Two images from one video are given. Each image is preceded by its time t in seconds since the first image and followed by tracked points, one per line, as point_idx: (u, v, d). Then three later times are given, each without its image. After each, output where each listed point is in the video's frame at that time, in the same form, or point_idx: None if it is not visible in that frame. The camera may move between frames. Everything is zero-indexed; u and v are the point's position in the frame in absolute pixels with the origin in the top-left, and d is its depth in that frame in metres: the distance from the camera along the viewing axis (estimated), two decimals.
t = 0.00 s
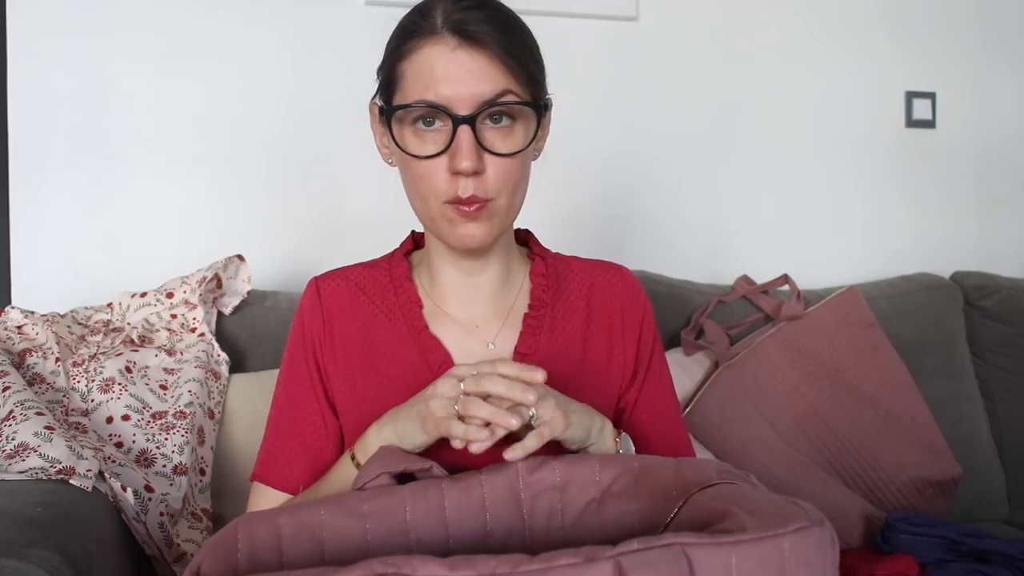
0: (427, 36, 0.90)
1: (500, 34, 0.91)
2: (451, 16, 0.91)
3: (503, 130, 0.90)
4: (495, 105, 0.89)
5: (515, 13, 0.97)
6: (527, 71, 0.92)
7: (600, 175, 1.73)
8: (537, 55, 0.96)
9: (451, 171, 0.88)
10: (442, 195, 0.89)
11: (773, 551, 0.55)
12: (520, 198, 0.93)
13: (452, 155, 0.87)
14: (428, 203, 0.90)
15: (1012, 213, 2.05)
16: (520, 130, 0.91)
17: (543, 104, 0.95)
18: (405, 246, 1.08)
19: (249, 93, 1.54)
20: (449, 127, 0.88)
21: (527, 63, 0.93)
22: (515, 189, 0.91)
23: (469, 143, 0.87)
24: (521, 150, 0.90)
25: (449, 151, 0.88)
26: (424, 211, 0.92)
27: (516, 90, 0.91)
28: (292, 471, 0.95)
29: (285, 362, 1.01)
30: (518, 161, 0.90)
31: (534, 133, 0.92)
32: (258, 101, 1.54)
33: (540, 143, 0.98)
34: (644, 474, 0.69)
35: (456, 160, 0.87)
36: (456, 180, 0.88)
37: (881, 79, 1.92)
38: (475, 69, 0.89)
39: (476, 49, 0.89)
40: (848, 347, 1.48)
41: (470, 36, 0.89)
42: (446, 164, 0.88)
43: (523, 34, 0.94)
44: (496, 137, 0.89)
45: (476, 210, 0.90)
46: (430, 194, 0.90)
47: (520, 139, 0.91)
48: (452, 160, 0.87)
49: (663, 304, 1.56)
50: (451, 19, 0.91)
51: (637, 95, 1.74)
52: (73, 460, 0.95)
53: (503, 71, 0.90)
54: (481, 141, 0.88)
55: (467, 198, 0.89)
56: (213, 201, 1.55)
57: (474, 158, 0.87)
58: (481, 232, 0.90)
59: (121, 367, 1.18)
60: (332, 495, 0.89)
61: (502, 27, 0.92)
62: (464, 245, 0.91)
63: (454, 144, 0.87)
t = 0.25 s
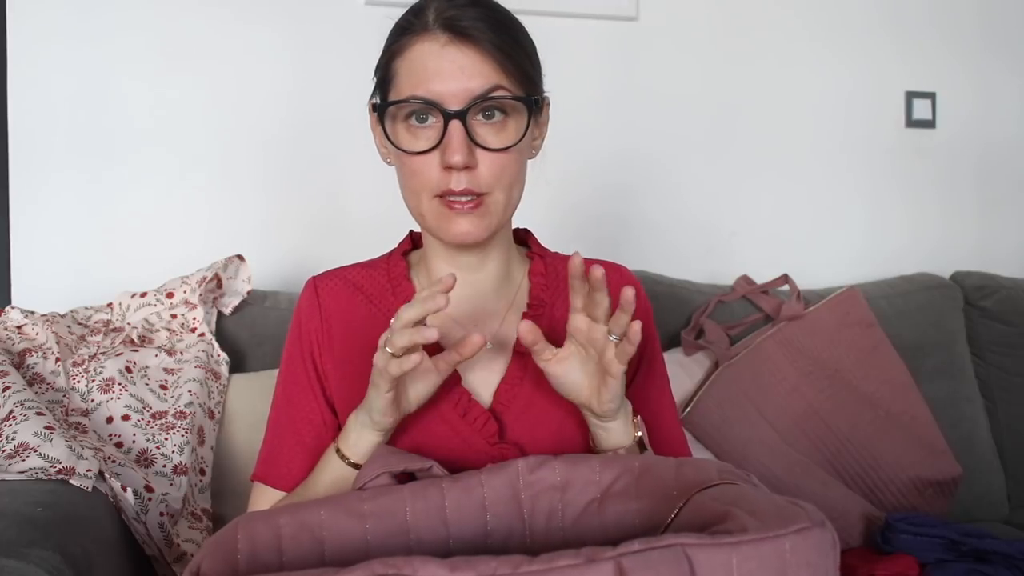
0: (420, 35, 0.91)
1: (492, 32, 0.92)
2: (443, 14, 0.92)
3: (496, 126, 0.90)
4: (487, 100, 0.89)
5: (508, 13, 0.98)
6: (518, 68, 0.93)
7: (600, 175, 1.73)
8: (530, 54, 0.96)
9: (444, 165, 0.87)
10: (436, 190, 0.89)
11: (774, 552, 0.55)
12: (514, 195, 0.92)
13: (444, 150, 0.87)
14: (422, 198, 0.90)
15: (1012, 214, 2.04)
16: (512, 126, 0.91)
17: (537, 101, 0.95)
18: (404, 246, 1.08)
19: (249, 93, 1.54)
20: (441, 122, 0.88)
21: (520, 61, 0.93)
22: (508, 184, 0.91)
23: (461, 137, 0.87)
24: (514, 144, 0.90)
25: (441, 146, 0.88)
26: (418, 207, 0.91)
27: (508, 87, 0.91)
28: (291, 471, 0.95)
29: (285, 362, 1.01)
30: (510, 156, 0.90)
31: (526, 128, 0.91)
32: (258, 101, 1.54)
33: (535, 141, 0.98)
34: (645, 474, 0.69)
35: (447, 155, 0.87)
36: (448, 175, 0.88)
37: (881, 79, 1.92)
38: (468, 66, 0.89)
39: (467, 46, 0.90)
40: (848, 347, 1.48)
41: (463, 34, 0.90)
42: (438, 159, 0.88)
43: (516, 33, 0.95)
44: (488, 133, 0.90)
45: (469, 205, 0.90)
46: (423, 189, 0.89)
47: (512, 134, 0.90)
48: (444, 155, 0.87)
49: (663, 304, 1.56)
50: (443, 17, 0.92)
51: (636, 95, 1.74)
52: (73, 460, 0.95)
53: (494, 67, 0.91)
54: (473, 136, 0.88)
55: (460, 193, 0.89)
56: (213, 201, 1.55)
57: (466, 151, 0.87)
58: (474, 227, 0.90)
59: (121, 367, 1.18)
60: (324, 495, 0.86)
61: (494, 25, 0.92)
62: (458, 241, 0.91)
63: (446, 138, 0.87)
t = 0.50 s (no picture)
0: (417, 35, 0.92)
1: (489, 31, 0.92)
2: (440, 15, 0.93)
3: (494, 126, 0.90)
4: (484, 100, 0.89)
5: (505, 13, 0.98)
6: (515, 67, 0.93)
7: (600, 175, 1.73)
8: (527, 53, 0.97)
9: (442, 165, 0.87)
10: (435, 191, 0.89)
11: (774, 552, 0.55)
12: (513, 194, 0.92)
13: (443, 150, 0.87)
14: (421, 199, 0.90)
15: (1012, 214, 2.04)
16: (510, 125, 0.91)
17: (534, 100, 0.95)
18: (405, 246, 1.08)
19: (249, 93, 1.54)
20: (439, 122, 0.88)
21: (517, 61, 0.94)
22: (507, 183, 0.91)
23: (460, 137, 0.87)
24: (513, 143, 0.90)
25: (440, 146, 0.87)
26: (418, 208, 0.91)
27: (505, 86, 0.91)
28: (291, 471, 0.95)
29: (285, 363, 1.01)
30: (509, 155, 0.90)
31: (524, 127, 0.91)
32: (258, 100, 1.54)
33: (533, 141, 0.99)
34: (645, 474, 0.69)
35: (446, 154, 0.87)
36: (447, 175, 0.88)
37: (881, 79, 1.92)
38: (465, 65, 0.89)
39: (464, 46, 0.90)
40: (848, 347, 1.48)
41: (459, 34, 0.91)
42: (437, 159, 0.87)
43: (513, 33, 0.95)
44: (486, 132, 0.89)
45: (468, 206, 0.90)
46: (422, 190, 0.89)
47: (511, 133, 0.90)
48: (443, 155, 0.87)
49: (663, 304, 1.56)
50: (439, 18, 0.92)
51: (636, 95, 1.74)
52: (73, 461, 0.95)
53: (491, 67, 0.91)
54: (471, 136, 0.88)
55: (459, 193, 0.89)
56: (213, 201, 1.55)
57: (464, 151, 0.87)
58: (473, 228, 0.90)
59: (121, 367, 1.18)
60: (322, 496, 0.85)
61: (490, 25, 0.93)
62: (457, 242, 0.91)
63: (444, 137, 0.87)
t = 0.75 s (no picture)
0: (420, 33, 0.92)
1: (491, 29, 0.92)
2: (442, 13, 0.93)
3: (497, 123, 0.90)
4: (487, 97, 0.89)
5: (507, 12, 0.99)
6: (518, 64, 0.93)
7: (600, 175, 1.73)
8: (529, 51, 0.97)
9: (445, 162, 0.87)
10: (438, 188, 0.89)
11: (774, 553, 0.55)
12: (516, 191, 0.92)
13: (446, 147, 0.87)
14: (424, 197, 0.90)
15: (1012, 214, 2.04)
16: (513, 122, 0.91)
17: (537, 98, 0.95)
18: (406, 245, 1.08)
19: (249, 93, 1.54)
20: (442, 119, 0.88)
21: (519, 58, 0.94)
22: (510, 180, 0.91)
23: (463, 133, 0.87)
24: (515, 140, 0.90)
25: (443, 142, 0.87)
26: (421, 206, 0.91)
27: (508, 83, 0.91)
28: (290, 470, 0.94)
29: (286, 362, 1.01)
30: (512, 152, 0.90)
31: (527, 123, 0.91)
32: (258, 100, 1.54)
33: (535, 140, 0.99)
34: (645, 475, 0.69)
35: (449, 151, 0.87)
36: (450, 171, 0.87)
37: (881, 79, 1.92)
38: (467, 62, 0.89)
39: (467, 43, 0.90)
40: (848, 347, 1.48)
41: (462, 31, 0.91)
42: (440, 155, 0.87)
43: (515, 30, 0.95)
44: (489, 128, 0.89)
45: (471, 204, 0.90)
46: (425, 188, 0.89)
47: (513, 129, 0.90)
48: (446, 151, 0.87)
49: (663, 305, 1.56)
50: (442, 15, 0.92)
51: (636, 95, 1.74)
52: (73, 461, 0.95)
53: (494, 63, 0.91)
54: (474, 132, 0.88)
55: (463, 189, 0.89)
56: (213, 201, 1.55)
57: (467, 147, 0.87)
58: (476, 225, 0.90)
59: (121, 367, 1.18)
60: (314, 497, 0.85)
61: (493, 22, 0.93)
62: (461, 240, 0.91)
63: (447, 134, 0.87)
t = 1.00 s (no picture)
0: (423, 33, 0.92)
1: (494, 28, 0.92)
2: (445, 13, 0.93)
3: (500, 122, 0.90)
4: (491, 97, 0.89)
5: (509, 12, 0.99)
6: (521, 64, 0.93)
7: (600, 175, 1.73)
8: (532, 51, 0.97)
9: (449, 162, 0.87)
10: (441, 187, 0.89)
11: (775, 552, 0.55)
12: (519, 190, 0.92)
13: (450, 146, 0.87)
14: (428, 196, 0.90)
15: (1012, 214, 2.05)
16: (516, 121, 0.91)
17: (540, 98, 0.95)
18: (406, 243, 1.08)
19: (249, 93, 1.54)
20: (446, 118, 0.88)
21: (521, 57, 0.94)
22: (514, 179, 0.91)
23: (467, 133, 0.87)
24: (519, 139, 0.90)
25: (447, 142, 0.87)
26: (424, 205, 0.91)
27: (512, 83, 0.92)
28: (290, 467, 0.95)
29: (285, 360, 1.01)
30: (515, 151, 0.90)
31: (530, 123, 0.92)
32: (258, 100, 1.54)
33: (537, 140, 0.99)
34: (645, 474, 0.69)
35: (453, 150, 0.87)
36: (454, 170, 0.87)
37: (881, 79, 1.92)
38: (471, 62, 0.89)
39: (470, 43, 0.90)
40: (847, 347, 1.48)
41: (465, 31, 0.91)
42: (444, 155, 0.87)
43: (517, 30, 0.95)
44: (493, 128, 0.89)
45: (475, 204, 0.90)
46: (429, 187, 0.89)
47: (517, 128, 0.90)
48: (450, 151, 0.87)
49: (663, 305, 1.56)
50: (445, 16, 0.92)
51: (636, 95, 1.74)
52: (73, 460, 0.95)
53: (497, 64, 0.91)
54: (478, 132, 0.88)
55: (466, 189, 0.89)
56: (214, 201, 1.55)
57: (471, 146, 0.87)
58: (480, 224, 0.90)
59: (121, 367, 1.18)
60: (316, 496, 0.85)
61: (495, 23, 0.93)
62: (465, 239, 0.91)
63: (451, 133, 0.87)
